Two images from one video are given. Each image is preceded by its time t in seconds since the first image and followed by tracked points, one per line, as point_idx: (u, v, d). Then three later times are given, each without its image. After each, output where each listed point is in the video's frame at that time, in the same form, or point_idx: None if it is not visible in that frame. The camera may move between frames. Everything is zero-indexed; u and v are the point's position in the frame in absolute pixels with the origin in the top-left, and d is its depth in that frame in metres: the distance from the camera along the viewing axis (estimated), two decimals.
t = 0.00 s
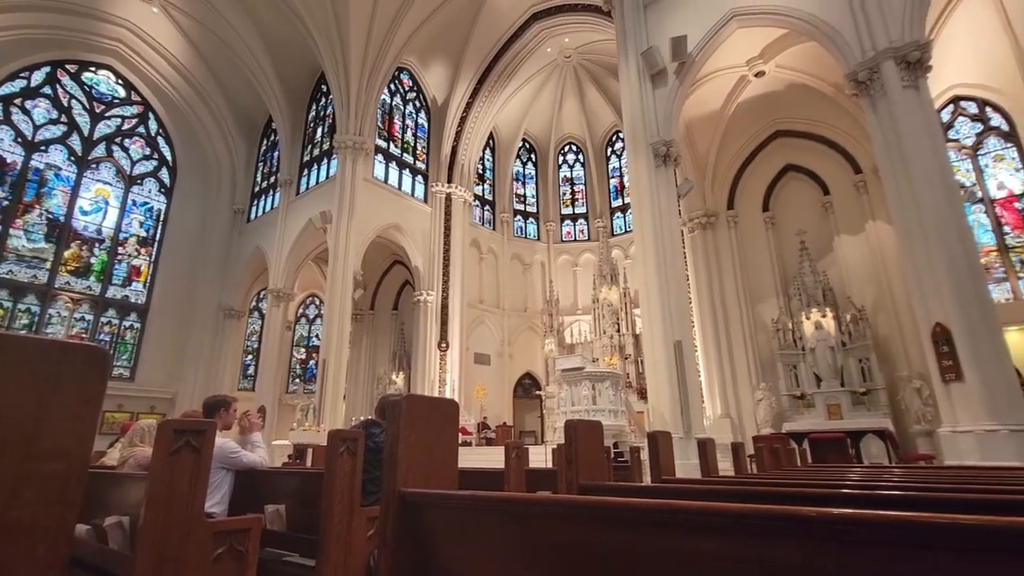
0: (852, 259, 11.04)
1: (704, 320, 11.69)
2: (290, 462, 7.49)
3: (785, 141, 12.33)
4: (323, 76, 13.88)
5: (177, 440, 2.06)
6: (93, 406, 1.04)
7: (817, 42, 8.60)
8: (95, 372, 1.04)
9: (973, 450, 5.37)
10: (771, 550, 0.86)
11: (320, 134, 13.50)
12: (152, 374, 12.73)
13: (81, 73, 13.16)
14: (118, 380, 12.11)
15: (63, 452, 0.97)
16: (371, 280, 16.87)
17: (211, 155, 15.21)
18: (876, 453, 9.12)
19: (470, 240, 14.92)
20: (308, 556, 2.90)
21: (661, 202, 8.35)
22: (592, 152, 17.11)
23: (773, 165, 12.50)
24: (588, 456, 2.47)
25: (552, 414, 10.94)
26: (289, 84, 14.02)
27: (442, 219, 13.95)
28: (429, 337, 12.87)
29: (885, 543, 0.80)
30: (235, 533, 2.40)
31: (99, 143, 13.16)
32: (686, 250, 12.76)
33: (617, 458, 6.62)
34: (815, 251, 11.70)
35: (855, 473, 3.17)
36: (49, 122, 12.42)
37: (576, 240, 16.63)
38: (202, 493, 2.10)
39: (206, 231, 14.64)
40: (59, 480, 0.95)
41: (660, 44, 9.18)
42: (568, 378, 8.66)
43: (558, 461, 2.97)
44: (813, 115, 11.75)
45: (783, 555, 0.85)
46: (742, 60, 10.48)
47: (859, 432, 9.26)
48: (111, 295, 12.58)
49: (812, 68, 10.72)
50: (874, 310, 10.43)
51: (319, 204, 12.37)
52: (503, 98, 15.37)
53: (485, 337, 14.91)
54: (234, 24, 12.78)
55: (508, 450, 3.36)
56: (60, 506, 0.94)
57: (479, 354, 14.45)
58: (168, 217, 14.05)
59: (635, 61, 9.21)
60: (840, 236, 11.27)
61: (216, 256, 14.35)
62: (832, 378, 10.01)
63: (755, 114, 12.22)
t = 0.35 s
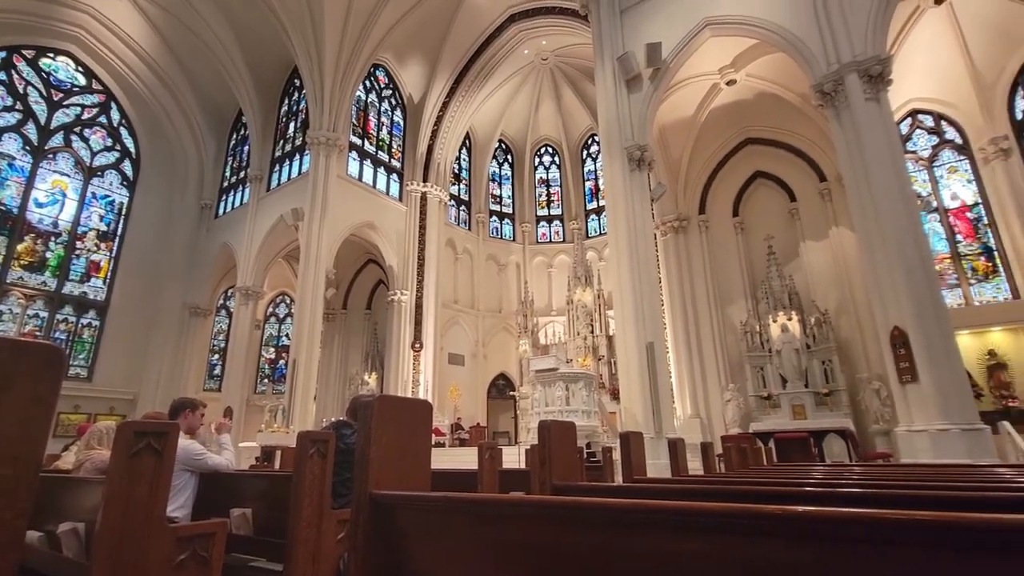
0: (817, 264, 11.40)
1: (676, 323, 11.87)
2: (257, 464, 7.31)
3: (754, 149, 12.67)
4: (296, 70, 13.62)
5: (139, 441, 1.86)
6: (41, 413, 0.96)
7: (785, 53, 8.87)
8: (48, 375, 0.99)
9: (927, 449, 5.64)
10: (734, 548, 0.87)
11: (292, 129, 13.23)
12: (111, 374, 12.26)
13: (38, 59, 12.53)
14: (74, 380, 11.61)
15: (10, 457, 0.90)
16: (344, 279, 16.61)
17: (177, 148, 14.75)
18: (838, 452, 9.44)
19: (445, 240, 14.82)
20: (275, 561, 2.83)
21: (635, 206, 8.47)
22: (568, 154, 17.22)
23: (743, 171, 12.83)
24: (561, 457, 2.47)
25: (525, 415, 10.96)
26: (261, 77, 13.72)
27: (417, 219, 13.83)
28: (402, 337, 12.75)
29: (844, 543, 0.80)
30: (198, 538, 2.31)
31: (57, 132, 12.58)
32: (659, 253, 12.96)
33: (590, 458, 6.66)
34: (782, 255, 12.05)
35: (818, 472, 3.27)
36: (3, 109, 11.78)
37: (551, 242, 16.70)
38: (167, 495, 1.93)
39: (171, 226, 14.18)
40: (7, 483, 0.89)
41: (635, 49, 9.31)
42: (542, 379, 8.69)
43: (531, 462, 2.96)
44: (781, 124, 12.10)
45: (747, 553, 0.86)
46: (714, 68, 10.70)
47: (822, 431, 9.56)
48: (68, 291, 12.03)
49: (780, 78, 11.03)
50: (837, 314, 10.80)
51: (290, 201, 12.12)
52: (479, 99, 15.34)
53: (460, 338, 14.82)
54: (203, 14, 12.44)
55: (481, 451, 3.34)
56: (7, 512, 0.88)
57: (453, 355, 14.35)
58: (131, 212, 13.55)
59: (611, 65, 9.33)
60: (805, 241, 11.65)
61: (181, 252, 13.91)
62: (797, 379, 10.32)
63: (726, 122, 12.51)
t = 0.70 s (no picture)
0: (782, 269, 11.76)
1: (647, 326, 12.04)
2: (221, 466, 7.10)
3: (724, 156, 12.99)
4: (268, 62, 13.31)
5: (94, 443, 1.73)
6: None
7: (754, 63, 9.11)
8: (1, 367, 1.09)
9: (881, 448, 5.87)
10: (700, 548, 0.88)
11: (262, 122, 12.92)
12: (65, 371, 11.72)
13: None
14: (25, 379, 11.05)
15: None
16: (314, 276, 16.28)
17: (140, 139, 14.22)
18: (800, 452, 9.76)
19: (419, 239, 14.70)
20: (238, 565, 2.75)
21: (609, 208, 8.57)
22: (543, 156, 17.29)
23: (713, 177, 13.14)
24: (532, 457, 2.48)
25: (498, 415, 10.94)
26: (230, 69, 13.41)
27: (391, 217, 13.69)
28: (374, 336, 12.59)
29: (804, 541, 0.80)
30: (157, 543, 2.23)
31: (9, 118, 11.92)
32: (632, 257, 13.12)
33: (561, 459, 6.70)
34: (750, 260, 12.37)
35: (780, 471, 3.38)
36: None
37: (526, 242, 16.75)
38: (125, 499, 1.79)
39: (132, 219, 13.64)
40: None
41: (611, 54, 9.42)
42: (514, 379, 8.71)
43: (503, 463, 2.97)
44: (750, 132, 12.42)
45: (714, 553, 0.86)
46: (687, 75, 10.91)
47: (784, 431, 9.86)
48: (19, 285, 11.40)
49: (750, 88, 11.32)
50: (800, 318, 11.17)
51: (260, 196, 11.82)
52: (456, 98, 15.27)
53: (432, 337, 14.69)
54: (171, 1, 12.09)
55: (452, 452, 3.31)
56: None
57: (425, 354, 14.21)
58: (89, 203, 12.99)
59: (586, 69, 9.42)
60: (772, 247, 12.00)
61: (143, 246, 13.42)
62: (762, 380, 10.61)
63: (698, 129, 12.78)
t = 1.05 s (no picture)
0: (745, 272, 12.12)
1: (616, 327, 12.19)
2: (178, 467, 6.85)
3: (691, 160, 13.28)
4: (233, 51, 12.91)
5: (39, 445, 1.60)
6: None
7: (721, 71, 9.35)
8: None
9: (835, 445, 6.10)
10: (681, 547, 0.88)
11: (227, 112, 12.53)
12: (9, 369, 11.07)
13: None
14: None
15: None
16: (279, 272, 15.86)
17: (94, 125, 13.51)
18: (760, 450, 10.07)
19: (388, 236, 14.51)
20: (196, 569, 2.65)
21: (580, 209, 8.65)
22: (515, 155, 17.30)
23: (680, 181, 13.43)
24: (501, 456, 2.47)
25: (467, 414, 10.91)
26: (193, 56, 12.93)
27: (360, 213, 13.48)
28: (342, 334, 12.38)
29: (779, 534, 0.82)
30: (107, 550, 2.13)
31: None
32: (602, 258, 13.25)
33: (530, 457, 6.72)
34: (715, 263, 12.69)
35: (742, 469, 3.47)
36: None
37: (497, 241, 16.74)
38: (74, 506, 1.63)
39: (84, 209, 13.00)
40: None
41: (583, 56, 9.51)
42: (484, 378, 8.70)
43: (471, 462, 2.94)
44: (717, 138, 12.74)
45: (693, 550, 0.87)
46: (657, 81, 11.09)
47: (746, 429, 10.16)
48: None
49: (717, 95, 11.59)
50: (762, 319, 11.53)
51: (223, 188, 11.45)
52: (428, 95, 15.13)
53: (401, 336, 14.51)
54: None
55: (421, 452, 3.28)
56: None
57: (394, 353, 14.03)
58: (37, 191, 12.30)
59: (559, 70, 9.48)
60: (736, 250, 12.35)
61: (96, 238, 12.81)
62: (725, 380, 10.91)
63: (667, 133, 13.02)
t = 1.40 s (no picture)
0: (715, 275, 12.39)
1: (589, 328, 12.30)
2: (139, 468, 6.61)
3: (665, 165, 13.51)
4: (203, 39, 12.54)
5: None
6: None
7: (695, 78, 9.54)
8: None
9: (799, 445, 6.29)
10: (654, 545, 0.89)
11: (195, 102, 12.17)
12: None
13: None
14: None
15: None
16: (248, 268, 15.48)
17: (53, 111, 12.93)
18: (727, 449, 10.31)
19: (362, 233, 14.31)
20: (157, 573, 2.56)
21: (555, 211, 8.72)
22: (491, 155, 17.27)
23: (654, 186, 13.65)
24: (474, 456, 2.45)
25: (440, 414, 10.84)
26: (161, 43, 12.51)
27: (334, 209, 13.27)
28: (312, 332, 12.16)
29: (750, 531, 0.84)
30: (62, 554, 2.05)
31: None
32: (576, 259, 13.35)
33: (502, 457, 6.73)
34: (687, 266, 12.93)
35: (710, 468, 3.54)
36: None
37: (472, 241, 16.69)
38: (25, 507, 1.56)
39: (40, 198, 12.43)
40: None
41: (561, 59, 9.57)
42: (458, 378, 8.67)
43: (444, 462, 2.92)
44: (690, 144, 12.99)
45: (668, 547, 0.88)
46: (633, 86, 11.23)
47: (714, 429, 10.38)
48: None
49: (691, 102, 11.80)
50: (731, 322, 11.80)
51: (190, 180, 11.11)
52: (405, 92, 15.00)
53: (374, 335, 14.31)
54: None
55: (393, 452, 3.24)
56: None
57: (366, 352, 13.81)
58: None
59: (537, 72, 9.52)
60: (706, 254, 12.61)
61: (53, 228, 12.27)
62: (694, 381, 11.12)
63: (642, 138, 13.21)
